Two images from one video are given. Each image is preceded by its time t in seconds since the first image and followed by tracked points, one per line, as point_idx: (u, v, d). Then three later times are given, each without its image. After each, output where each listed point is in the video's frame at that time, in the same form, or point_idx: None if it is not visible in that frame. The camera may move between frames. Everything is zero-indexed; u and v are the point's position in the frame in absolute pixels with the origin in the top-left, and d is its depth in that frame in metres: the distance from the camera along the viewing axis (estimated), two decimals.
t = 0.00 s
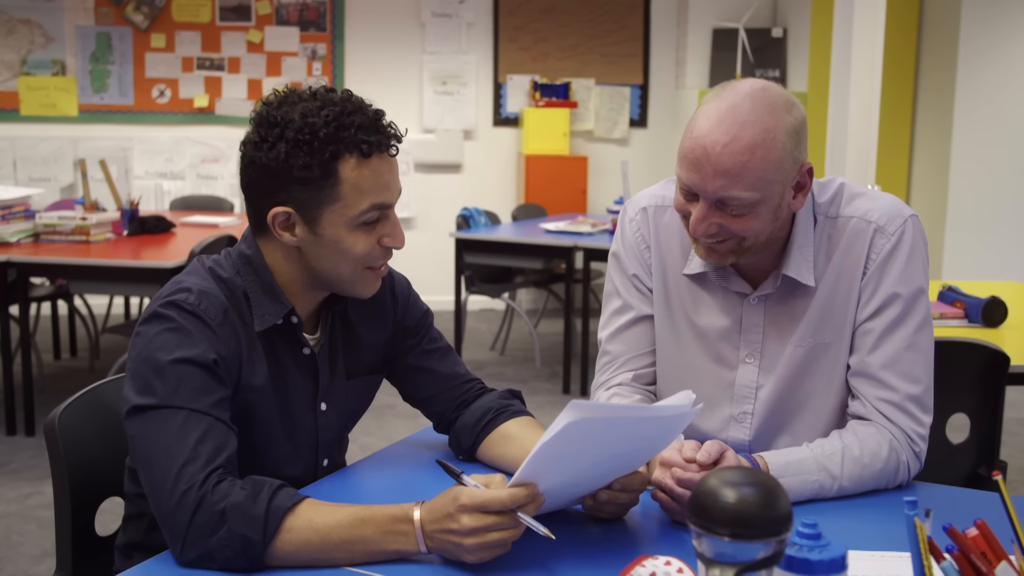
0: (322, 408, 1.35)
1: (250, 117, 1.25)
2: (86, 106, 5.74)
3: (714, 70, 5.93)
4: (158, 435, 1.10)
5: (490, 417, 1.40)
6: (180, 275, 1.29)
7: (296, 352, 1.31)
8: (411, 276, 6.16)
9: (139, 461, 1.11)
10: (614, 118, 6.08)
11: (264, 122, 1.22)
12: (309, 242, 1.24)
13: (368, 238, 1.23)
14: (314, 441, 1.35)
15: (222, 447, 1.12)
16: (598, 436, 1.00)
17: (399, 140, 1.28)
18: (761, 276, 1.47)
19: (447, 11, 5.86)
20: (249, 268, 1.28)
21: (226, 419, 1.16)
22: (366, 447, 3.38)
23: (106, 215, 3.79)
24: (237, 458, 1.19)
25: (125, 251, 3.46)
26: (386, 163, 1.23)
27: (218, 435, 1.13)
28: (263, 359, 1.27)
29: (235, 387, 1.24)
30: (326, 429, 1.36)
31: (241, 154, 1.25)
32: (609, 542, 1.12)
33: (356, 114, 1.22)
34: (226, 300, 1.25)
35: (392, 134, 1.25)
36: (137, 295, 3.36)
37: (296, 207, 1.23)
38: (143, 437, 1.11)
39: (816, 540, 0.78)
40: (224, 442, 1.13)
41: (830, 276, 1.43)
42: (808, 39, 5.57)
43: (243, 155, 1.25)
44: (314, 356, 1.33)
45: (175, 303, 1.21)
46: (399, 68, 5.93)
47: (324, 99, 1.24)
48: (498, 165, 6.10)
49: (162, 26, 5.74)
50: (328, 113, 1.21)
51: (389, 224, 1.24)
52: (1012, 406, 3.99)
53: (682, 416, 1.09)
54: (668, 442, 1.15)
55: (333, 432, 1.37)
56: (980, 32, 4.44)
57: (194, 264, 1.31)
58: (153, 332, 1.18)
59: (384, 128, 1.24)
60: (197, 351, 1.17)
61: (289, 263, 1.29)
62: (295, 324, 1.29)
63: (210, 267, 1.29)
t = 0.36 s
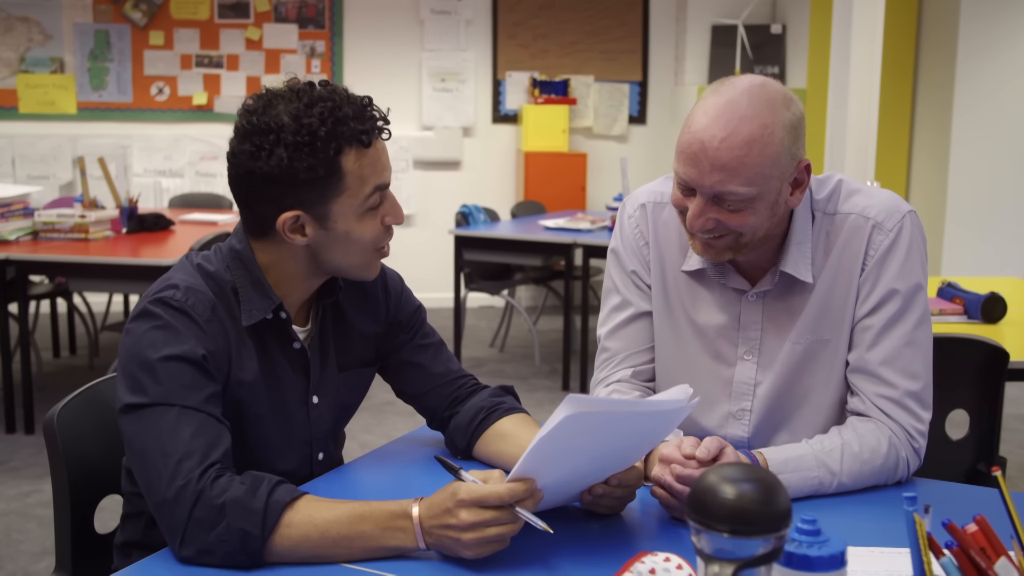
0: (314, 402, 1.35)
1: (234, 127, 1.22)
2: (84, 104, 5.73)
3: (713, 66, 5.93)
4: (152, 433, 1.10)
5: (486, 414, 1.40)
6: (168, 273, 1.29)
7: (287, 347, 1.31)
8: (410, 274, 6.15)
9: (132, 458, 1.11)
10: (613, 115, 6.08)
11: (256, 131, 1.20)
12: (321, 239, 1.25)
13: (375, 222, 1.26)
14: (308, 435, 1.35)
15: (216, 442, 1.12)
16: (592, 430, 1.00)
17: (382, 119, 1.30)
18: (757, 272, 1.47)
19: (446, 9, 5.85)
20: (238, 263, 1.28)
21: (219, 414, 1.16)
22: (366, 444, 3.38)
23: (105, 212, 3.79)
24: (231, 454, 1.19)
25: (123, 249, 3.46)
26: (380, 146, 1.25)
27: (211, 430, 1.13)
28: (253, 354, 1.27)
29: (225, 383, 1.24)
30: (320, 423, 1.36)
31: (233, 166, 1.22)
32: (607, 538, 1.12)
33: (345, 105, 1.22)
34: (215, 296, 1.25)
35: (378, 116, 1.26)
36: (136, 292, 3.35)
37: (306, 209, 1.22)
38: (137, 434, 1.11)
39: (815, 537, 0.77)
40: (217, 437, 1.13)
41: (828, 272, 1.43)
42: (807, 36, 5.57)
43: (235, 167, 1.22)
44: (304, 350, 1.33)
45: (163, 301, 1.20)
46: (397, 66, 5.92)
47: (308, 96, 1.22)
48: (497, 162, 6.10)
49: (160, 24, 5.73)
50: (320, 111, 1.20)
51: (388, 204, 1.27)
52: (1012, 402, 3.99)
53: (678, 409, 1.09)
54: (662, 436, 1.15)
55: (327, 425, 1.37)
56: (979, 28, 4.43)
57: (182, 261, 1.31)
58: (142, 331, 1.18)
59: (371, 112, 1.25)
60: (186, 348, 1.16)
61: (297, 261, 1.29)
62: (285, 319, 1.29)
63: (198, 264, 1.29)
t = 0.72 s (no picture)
0: (318, 402, 1.35)
1: (235, 132, 1.21)
2: (84, 103, 5.72)
3: (712, 64, 5.92)
4: (154, 431, 1.10)
5: (486, 413, 1.40)
6: (174, 272, 1.29)
7: (293, 347, 1.31)
8: (409, 272, 6.16)
9: (135, 456, 1.11)
10: (612, 113, 6.07)
11: (257, 136, 1.19)
12: (327, 241, 1.25)
13: (381, 220, 1.26)
14: (311, 435, 1.35)
15: (218, 442, 1.12)
16: (593, 430, 1.00)
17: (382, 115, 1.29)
18: (757, 270, 1.46)
19: (446, 6, 5.85)
20: (244, 263, 1.28)
21: (222, 414, 1.16)
22: (366, 442, 3.38)
23: (104, 211, 3.79)
24: (233, 454, 1.19)
25: (123, 247, 3.46)
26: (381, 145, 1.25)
27: (214, 430, 1.13)
28: (258, 354, 1.26)
29: (229, 383, 1.24)
30: (323, 423, 1.36)
31: (235, 171, 1.22)
32: (607, 536, 1.12)
33: (345, 106, 1.22)
34: (220, 297, 1.25)
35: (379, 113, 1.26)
36: (136, 291, 3.35)
37: (311, 211, 1.22)
38: (139, 432, 1.11)
39: (815, 534, 0.77)
40: (220, 437, 1.13)
41: (828, 270, 1.43)
42: (806, 34, 5.56)
43: (237, 172, 1.22)
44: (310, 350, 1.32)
45: (168, 300, 1.20)
46: (397, 63, 5.92)
47: (307, 98, 1.22)
48: (496, 160, 6.10)
49: (159, 22, 5.73)
50: (321, 112, 1.19)
51: (392, 200, 1.28)
52: (1011, 399, 3.99)
53: (683, 411, 1.09)
54: (667, 437, 1.15)
55: (330, 425, 1.37)
56: (979, 26, 4.42)
57: (188, 261, 1.31)
58: (147, 329, 1.18)
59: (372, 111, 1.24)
60: (191, 347, 1.16)
61: (306, 263, 1.29)
62: (292, 319, 1.29)
63: (204, 264, 1.29)
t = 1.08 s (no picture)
0: (323, 400, 1.34)
1: (240, 124, 1.22)
2: (82, 101, 5.72)
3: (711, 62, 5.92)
4: (158, 429, 1.10)
5: (487, 410, 1.40)
6: (184, 268, 1.29)
7: (300, 344, 1.31)
8: (408, 270, 6.16)
9: (138, 453, 1.11)
10: (611, 111, 6.07)
11: (261, 126, 1.20)
12: (330, 233, 1.25)
13: (384, 214, 1.26)
14: (314, 434, 1.35)
15: (222, 441, 1.12)
16: (596, 429, 0.99)
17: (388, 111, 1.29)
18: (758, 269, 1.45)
19: (444, 5, 5.84)
20: (254, 259, 1.28)
21: (227, 413, 1.16)
22: (366, 440, 3.38)
23: (103, 209, 3.79)
24: (236, 453, 1.19)
25: (122, 245, 3.46)
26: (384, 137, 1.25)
27: (218, 429, 1.12)
28: (265, 352, 1.26)
29: (237, 381, 1.24)
30: (327, 422, 1.36)
31: (240, 162, 1.23)
32: (608, 535, 1.12)
33: (347, 97, 1.22)
34: (229, 294, 1.25)
35: (383, 107, 1.26)
36: (135, 290, 3.35)
37: (313, 202, 1.23)
38: (143, 429, 1.11)
39: (813, 533, 0.77)
40: (223, 436, 1.13)
41: (829, 268, 1.43)
42: (806, 32, 5.57)
43: (242, 162, 1.23)
44: (317, 347, 1.33)
45: (178, 296, 1.20)
46: (396, 62, 5.91)
47: (311, 90, 1.22)
48: (495, 158, 6.09)
49: (158, 21, 5.72)
50: (322, 103, 1.20)
51: (397, 195, 1.27)
52: (1011, 398, 4.00)
53: (685, 412, 1.09)
54: (671, 435, 1.14)
55: (333, 424, 1.37)
56: (978, 24, 4.42)
57: (198, 256, 1.31)
58: (155, 326, 1.18)
59: (375, 103, 1.24)
60: (199, 345, 1.16)
61: (311, 258, 1.29)
62: (302, 314, 1.30)
63: (214, 260, 1.29)
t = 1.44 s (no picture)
0: (322, 399, 1.34)
1: (243, 117, 1.23)
2: (82, 100, 5.72)
3: (710, 61, 5.91)
4: (156, 428, 1.10)
5: (486, 408, 1.40)
6: (184, 266, 1.29)
7: (299, 343, 1.31)
8: (407, 269, 6.16)
9: (136, 451, 1.11)
10: (611, 110, 6.06)
11: (263, 121, 1.21)
12: (326, 231, 1.24)
13: (382, 216, 1.25)
14: (313, 432, 1.35)
15: (221, 441, 1.12)
16: (594, 430, 0.99)
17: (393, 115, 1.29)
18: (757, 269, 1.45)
19: (443, 4, 5.84)
20: (254, 258, 1.28)
21: (226, 412, 1.16)
22: (365, 439, 3.38)
23: (102, 208, 3.78)
24: (235, 451, 1.19)
25: (121, 244, 3.46)
26: (387, 139, 1.25)
27: (217, 428, 1.12)
28: (265, 351, 1.26)
29: (236, 380, 1.24)
30: (326, 421, 1.35)
31: (241, 155, 1.23)
32: (607, 534, 1.12)
33: (351, 97, 1.22)
34: (229, 293, 1.25)
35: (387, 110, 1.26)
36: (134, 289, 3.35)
37: (310, 199, 1.22)
38: (141, 428, 1.11)
39: (813, 532, 0.77)
40: (222, 435, 1.12)
41: (829, 267, 1.42)
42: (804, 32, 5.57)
43: (243, 156, 1.24)
44: (317, 346, 1.33)
45: (178, 295, 1.20)
46: (395, 61, 5.91)
47: (316, 88, 1.23)
48: (494, 157, 6.09)
49: (158, 19, 5.72)
50: (325, 101, 1.20)
51: (398, 198, 1.26)
52: (1010, 396, 4.00)
53: (683, 411, 1.09)
54: (670, 435, 1.14)
55: (332, 424, 1.37)
56: (978, 24, 4.42)
57: (198, 255, 1.31)
58: (154, 325, 1.18)
59: (379, 106, 1.24)
60: (198, 344, 1.16)
61: (308, 256, 1.29)
62: (302, 313, 1.29)
63: (214, 258, 1.28)
